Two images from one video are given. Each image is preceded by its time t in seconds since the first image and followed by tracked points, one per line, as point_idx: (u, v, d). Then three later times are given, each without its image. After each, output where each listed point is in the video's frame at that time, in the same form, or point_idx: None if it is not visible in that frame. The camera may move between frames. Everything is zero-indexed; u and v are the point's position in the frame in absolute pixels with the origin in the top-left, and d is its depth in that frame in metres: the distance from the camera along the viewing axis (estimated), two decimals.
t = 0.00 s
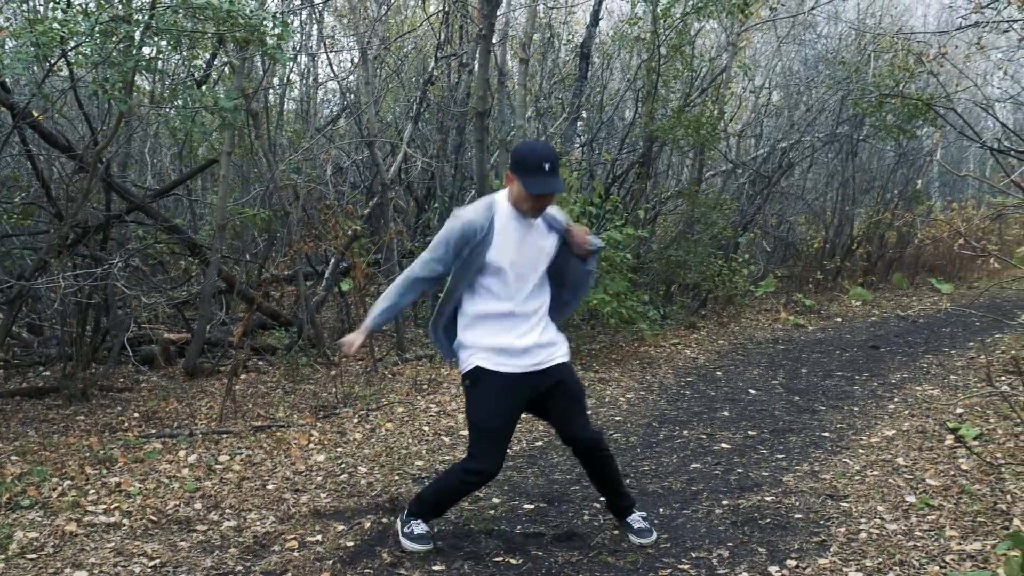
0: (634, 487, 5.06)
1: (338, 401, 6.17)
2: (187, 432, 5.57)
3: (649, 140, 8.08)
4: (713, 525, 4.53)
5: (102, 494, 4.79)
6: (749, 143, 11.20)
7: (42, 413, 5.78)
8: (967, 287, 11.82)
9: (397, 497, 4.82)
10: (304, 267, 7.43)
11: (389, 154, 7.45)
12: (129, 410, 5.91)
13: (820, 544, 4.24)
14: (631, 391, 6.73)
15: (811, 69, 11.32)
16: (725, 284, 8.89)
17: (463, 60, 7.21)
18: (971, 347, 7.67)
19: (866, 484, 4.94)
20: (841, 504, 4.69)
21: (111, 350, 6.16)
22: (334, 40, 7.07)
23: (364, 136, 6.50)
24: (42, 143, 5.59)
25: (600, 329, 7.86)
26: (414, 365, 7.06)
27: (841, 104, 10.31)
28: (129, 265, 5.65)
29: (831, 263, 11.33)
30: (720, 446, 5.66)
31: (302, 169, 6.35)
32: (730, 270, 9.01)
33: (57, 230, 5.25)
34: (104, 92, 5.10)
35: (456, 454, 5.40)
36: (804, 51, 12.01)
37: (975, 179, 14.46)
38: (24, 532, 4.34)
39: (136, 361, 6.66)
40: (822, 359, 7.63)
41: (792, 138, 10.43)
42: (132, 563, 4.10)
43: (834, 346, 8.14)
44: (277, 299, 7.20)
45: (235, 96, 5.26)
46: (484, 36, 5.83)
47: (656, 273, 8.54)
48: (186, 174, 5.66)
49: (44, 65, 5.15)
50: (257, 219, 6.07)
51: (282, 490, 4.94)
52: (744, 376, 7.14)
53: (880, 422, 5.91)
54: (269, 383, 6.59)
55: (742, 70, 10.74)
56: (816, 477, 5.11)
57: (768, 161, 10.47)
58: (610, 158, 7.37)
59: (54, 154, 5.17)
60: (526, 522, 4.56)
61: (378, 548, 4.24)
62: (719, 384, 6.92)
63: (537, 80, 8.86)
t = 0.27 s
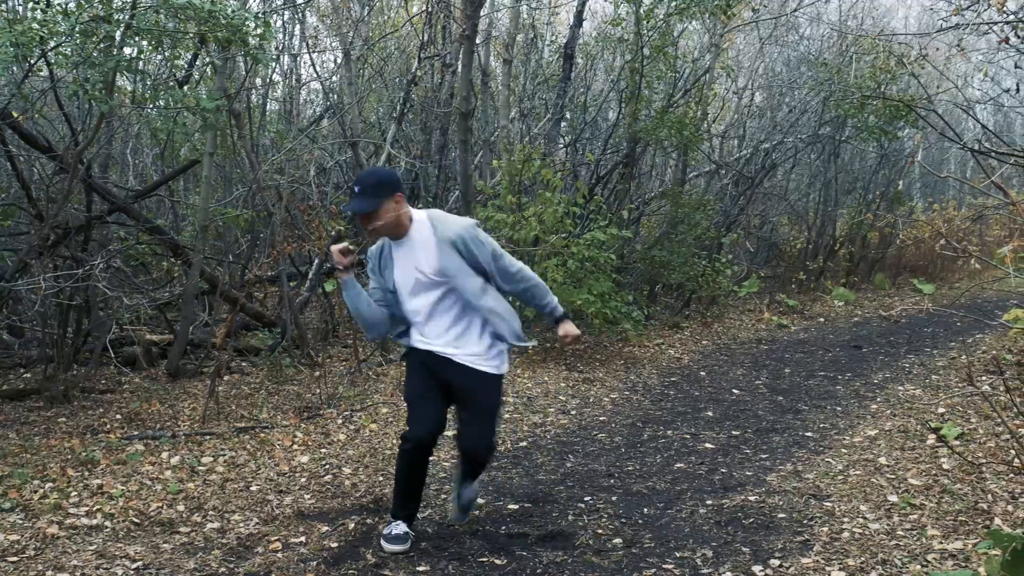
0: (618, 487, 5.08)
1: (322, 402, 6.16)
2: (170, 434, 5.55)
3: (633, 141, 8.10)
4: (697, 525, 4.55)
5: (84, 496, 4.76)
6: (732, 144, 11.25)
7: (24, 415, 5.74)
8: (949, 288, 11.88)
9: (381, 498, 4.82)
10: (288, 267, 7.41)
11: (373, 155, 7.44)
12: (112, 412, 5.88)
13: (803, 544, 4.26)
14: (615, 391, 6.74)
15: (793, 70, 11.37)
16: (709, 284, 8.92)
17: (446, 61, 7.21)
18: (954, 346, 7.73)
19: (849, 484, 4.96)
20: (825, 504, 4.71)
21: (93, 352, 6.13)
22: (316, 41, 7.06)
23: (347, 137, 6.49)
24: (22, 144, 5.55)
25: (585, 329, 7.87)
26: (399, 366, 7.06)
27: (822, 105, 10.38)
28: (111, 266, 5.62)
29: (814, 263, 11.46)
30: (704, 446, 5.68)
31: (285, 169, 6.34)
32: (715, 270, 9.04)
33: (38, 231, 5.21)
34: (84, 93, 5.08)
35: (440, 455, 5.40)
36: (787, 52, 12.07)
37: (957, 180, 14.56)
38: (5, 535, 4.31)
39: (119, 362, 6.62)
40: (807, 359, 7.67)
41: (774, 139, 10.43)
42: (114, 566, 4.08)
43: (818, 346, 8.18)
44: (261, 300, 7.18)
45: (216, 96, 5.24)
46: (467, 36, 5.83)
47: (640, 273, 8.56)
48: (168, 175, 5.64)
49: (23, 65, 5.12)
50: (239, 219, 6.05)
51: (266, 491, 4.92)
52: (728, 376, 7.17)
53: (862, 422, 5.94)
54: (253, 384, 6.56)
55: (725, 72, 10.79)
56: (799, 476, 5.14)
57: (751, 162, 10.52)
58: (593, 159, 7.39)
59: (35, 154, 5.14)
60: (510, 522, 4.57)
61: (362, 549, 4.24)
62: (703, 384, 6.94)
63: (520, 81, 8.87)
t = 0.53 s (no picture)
0: (628, 484, 5.06)
1: (332, 399, 6.17)
2: (180, 430, 5.56)
3: (641, 138, 8.10)
4: (707, 523, 4.53)
5: (95, 492, 4.77)
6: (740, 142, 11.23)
7: (35, 411, 5.75)
8: (959, 286, 11.88)
9: (391, 494, 4.82)
10: (296, 265, 7.42)
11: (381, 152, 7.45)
12: (123, 408, 5.90)
13: (814, 542, 4.24)
14: (625, 388, 6.74)
15: (801, 68, 11.35)
16: (719, 282, 8.91)
17: (454, 58, 7.21)
18: (964, 345, 7.69)
19: (859, 481, 4.94)
20: (835, 501, 4.69)
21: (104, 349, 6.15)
22: (324, 38, 7.07)
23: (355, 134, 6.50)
24: (31, 142, 5.57)
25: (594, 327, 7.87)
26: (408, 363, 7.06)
27: (831, 104, 10.34)
28: (121, 263, 5.64)
29: (824, 261, 11.40)
30: (713, 444, 5.66)
31: (293, 166, 6.35)
32: (724, 268, 9.03)
33: (48, 229, 5.23)
34: (93, 90, 5.10)
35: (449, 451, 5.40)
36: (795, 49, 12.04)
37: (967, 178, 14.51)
38: (17, 530, 4.32)
39: (129, 359, 6.64)
40: (817, 357, 7.65)
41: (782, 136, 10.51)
42: (126, 561, 4.08)
43: (828, 344, 8.15)
44: (270, 297, 7.20)
45: (224, 93, 5.25)
46: (474, 33, 5.84)
47: (649, 271, 8.56)
48: (177, 172, 5.65)
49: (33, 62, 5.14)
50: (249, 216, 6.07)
51: (276, 487, 4.93)
52: (738, 373, 7.15)
53: (873, 420, 5.92)
54: (263, 381, 6.58)
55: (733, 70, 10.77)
56: (809, 474, 5.11)
57: (759, 160, 10.49)
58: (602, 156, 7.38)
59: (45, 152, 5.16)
60: (520, 518, 4.56)
61: (373, 545, 4.25)
62: (713, 382, 6.92)
63: (528, 79, 8.87)
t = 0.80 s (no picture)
0: (644, 481, 5.05)
1: (349, 396, 6.19)
2: (198, 426, 5.59)
3: (658, 135, 8.07)
4: (724, 521, 4.52)
5: (115, 487, 4.80)
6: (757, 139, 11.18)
7: (56, 406, 5.80)
8: (978, 284, 11.78)
9: (408, 490, 4.83)
10: (314, 262, 7.45)
11: (398, 149, 7.46)
12: (141, 404, 5.94)
13: (831, 540, 4.22)
14: (641, 385, 6.73)
15: (820, 64, 11.30)
16: (736, 279, 8.87)
17: (471, 55, 7.22)
18: (983, 344, 7.63)
19: (877, 480, 4.91)
20: (853, 500, 4.66)
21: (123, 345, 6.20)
22: (341, 35, 7.08)
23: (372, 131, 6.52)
24: (52, 140, 5.61)
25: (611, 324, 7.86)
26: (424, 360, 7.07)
27: (849, 100, 10.27)
28: (140, 260, 5.67)
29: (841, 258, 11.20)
30: (730, 442, 5.64)
31: (311, 164, 6.36)
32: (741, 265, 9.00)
33: (68, 226, 5.26)
34: (113, 88, 5.12)
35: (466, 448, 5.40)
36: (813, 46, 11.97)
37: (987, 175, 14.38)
38: (38, 524, 4.36)
39: (148, 355, 6.69)
40: (834, 355, 7.61)
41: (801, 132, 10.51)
42: (145, 556, 4.11)
43: (845, 342, 8.11)
44: (287, 294, 7.23)
45: (243, 91, 5.27)
46: (491, 30, 5.84)
47: (666, 268, 8.53)
48: (196, 169, 5.68)
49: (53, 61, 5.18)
50: (267, 214, 6.10)
51: (293, 483, 4.95)
52: (755, 371, 7.12)
53: (891, 418, 5.88)
54: (280, 377, 6.61)
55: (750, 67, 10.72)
56: (827, 472, 5.09)
57: (777, 157, 10.44)
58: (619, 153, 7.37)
59: (65, 149, 5.20)
60: (537, 515, 4.56)
61: (390, 541, 4.26)
62: (730, 380, 6.89)
63: (545, 75, 8.87)
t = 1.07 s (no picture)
0: (666, 479, 5.04)
1: (370, 392, 6.21)
2: (221, 422, 5.63)
3: (679, 132, 8.04)
4: (746, 519, 4.50)
5: (139, 481, 4.85)
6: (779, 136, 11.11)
7: (81, 401, 5.87)
8: (1003, 282, 11.66)
9: (429, 487, 4.84)
10: (335, 259, 7.49)
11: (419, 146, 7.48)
12: (165, 399, 5.99)
13: (854, 539, 4.19)
14: (662, 383, 6.71)
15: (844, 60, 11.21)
16: (757, 276, 8.82)
17: (492, 52, 7.22)
18: (1008, 342, 7.54)
19: (901, 479, 4.87)
20: (876, 499, 4.63)
21: (147, 341, 6.25)
22: (363, 32, 7.10)
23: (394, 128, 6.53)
24: (77, 137, 5.65)
25: (632, 321, 7.84)
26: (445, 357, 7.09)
27: (873, 96, 10.18)
28: (164, 257, 5.72)
29: (865, 256, 11.15)
30: (753, 440, 5.61)
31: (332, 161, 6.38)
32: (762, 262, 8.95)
33: (93, 223, 5.31)
34: (137, 86, 5.16)
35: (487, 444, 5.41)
36: (836, 42, 11.88)
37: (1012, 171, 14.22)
38: (64, 518, 4.40)
39: (172, 351, 6.75)
40: (857, 353, 7.55)
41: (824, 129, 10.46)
42: (168, 550, 4.15)
43: (868, 340, 8.05)
44: (309, 291, 7.27)
45: (266, 88, 5.29)
46: (512, 27, 5.83)
47: (688, 265, 8.50)
48: (219, 167, 5.71)
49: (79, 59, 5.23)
50: (289, 210, 6.13)
51: (315, 479, 4.97)
52: (777, 369, 7.09)
53: (915, 417, 5.83)
54: (302, 373, 6.64)
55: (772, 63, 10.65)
56: (850, 471, 5.05)
57: (799, 154, 10.37)
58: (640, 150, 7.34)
59: (90, 147, 5.24)
60: (558, 512, 4.56)
61: (411, 536, 4.27)
62: (752, 377, 6.86)
63: (565, 72, 8.86)
